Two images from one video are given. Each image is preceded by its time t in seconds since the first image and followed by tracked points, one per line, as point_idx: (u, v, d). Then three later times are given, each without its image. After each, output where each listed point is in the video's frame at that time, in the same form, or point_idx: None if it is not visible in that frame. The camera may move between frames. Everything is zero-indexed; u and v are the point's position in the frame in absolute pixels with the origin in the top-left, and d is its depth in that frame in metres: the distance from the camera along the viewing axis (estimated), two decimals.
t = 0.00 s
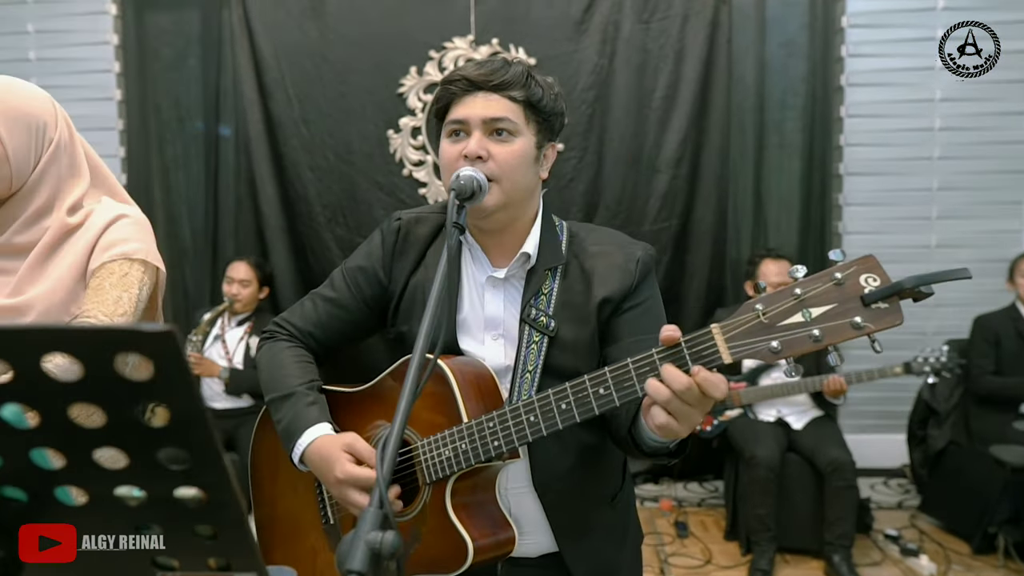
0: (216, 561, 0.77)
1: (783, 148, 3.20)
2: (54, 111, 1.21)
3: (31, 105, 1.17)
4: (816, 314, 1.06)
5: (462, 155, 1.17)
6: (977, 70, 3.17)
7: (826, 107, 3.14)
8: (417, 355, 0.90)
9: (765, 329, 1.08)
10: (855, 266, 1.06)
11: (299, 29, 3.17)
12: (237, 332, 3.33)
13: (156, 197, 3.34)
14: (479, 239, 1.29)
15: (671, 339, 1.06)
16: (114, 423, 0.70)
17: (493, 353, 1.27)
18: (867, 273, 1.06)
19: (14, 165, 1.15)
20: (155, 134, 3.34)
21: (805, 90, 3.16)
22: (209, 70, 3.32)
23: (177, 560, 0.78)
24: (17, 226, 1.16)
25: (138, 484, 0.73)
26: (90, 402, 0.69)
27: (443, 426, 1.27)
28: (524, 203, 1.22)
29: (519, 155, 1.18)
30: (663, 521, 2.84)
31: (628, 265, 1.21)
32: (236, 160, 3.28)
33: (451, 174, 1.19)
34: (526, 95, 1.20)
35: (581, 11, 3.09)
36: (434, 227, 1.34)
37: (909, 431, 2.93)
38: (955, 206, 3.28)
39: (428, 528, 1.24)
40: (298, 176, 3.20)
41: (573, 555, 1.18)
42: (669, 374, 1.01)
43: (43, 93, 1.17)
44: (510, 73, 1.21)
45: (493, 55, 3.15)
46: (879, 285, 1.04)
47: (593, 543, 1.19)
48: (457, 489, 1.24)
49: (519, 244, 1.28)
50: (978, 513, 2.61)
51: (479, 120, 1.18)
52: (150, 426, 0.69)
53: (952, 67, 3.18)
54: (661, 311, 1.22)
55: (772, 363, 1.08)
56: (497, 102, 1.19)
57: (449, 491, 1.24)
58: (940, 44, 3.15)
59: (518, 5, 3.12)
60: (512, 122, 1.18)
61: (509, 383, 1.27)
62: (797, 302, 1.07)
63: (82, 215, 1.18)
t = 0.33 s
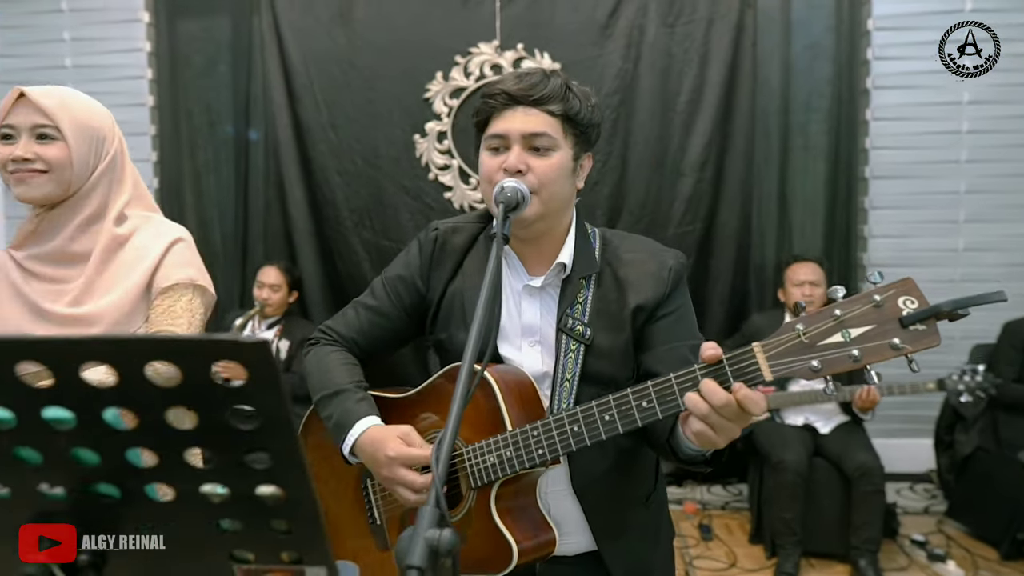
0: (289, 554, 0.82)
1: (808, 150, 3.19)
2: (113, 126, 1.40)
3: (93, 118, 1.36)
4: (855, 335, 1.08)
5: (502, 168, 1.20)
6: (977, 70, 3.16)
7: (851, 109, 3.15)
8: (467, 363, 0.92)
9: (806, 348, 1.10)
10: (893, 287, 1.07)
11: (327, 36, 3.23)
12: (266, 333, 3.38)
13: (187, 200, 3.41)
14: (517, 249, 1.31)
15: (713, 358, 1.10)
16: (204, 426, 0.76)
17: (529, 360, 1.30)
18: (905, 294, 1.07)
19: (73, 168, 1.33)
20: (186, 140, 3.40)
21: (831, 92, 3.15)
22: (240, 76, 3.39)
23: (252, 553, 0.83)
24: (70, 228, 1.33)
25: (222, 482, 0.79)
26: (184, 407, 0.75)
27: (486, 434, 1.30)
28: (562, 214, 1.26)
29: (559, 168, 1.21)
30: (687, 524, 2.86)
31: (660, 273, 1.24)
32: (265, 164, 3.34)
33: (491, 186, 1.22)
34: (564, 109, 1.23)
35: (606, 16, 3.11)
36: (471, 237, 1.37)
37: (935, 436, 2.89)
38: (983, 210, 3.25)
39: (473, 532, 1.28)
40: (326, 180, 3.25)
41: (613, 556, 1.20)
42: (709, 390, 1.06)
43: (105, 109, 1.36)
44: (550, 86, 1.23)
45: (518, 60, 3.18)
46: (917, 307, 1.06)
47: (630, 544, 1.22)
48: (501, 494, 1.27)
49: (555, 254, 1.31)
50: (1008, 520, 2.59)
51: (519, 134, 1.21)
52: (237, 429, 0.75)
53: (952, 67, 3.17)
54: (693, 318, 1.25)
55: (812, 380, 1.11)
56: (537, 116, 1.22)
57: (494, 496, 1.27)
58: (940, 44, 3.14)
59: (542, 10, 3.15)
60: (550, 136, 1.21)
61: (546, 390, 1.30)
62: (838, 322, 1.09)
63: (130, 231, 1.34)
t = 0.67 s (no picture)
0: (338, 540, 0.80)
1: (816, 153, 3.22)
2: (181, 141, 1.46)
3: (165, 133, 1.43)
4: (867, 347, 1.12)
5: (527, 174, 1.23)
6: (979, 69, 3.20)
7: (858, 112, 3.17)
8: (497, 366, 0.92)
9: (819, 359, 1.13)
10: (903, 302, 1.11)
11: (340, 39, 3.27)
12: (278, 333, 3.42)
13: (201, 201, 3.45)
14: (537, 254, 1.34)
15: (731, 367, 1.14)
16: (270, 417, 0.76)
17: (548, 361, 1.33)
18: (916, 309, 1.10)
19: (147, 180, 1.39)
20: (201, 142, 3.45)
21: (839, 94, 3.18)
22: (253, 79, 3.43)
23: (304, 538, 0.82)
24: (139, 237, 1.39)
25: (281, 470, 0.79)
26: (251, 399, 0.75)
27: (508, 434, 1.33)
28: (584, 221, 1.29)
29: (582, 176, 1.24)
30: (696, 522, 2.89)
31: (676, 279, 1.27)
32: (277, 166, 3.37)
33: (515, 192, 1.25)
34: (589, 118, 1.26)
35: (615, 19, 3.14)
36: (493, 242, 1.41)
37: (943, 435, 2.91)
38: (991, 212, 3.27)
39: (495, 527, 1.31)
40: (338, 182, 3.29)
41: (630, 548, 1.24)
42: (725, 396, 1.09)
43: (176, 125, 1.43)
44: (575, 95, 1.27)
45: (528, 63, 3.21)
46: (927, 322, 1.09)
47: (646, 539, 1.25)
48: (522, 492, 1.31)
49: (575, 259, 1.33)
50: (1015, 519, 2.62)
51: (544, 140, 1.24)
52: (299, 421, 0.75)
53: (954, 67, 3.19)
54: (707, 322, 1.28)
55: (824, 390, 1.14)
56: (563, 124, 1.25)
57: (516, 494, 1.30)
58: (938, 44, 3.16)
59: (552, 14, 3.18)
60: (574, 144, 1.25)
61: (566, 392, 1.34)
62: (850, 335, 1.13)
63: (190, 258, 1.39)
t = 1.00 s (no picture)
0: (373, 521, 0.81)
1: (813, 156, 3.24)
2: (228, 141, 1.49)
3: (212, 134, 1.46)
4: (868, 342, 1.17)
5: (542, 177, 1.27)
6: (978, 69, 3.24)
7: (856, 113, 3.22)
8: (515, 360, 0.94)
9: (823, 353, 1.18)
10: (903, 300, 1.16)
11: (344, 42, 3.30)
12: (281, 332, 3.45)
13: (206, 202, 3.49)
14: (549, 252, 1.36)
15: (739, 360, 1.18)
16: (316, 405, 0.76)
17: (556, 356, 1.37)
18: (914, 307, 1.16)
19: (194, 181, 1.42)
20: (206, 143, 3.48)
21: (839, 95, 3.22)
22: (257, 80, 3.46)
23: (340, 520, 0.82)
24: (187, 234, 1.43)
25: (321, 456, 0.78)
26: (301, 388, 0.75)
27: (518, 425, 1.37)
28: (596, 223, 1.32)
29: (596, 180, 1.28)
30: (696, 519, 2.93)
31: (683, 279, 1.31)
32: (283, 168, 3.41)
33: (529, 194, 1.29)
34: (603, 124, 1.30)
35: (617, 22, 3.18)
36: (507, 239, 1.45)
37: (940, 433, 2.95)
38: (986, 213, 3.31)
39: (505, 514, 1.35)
40: (342, 182, 3.32)
41: (633, 541, 1.27)
42: (734, 388, 1.13)
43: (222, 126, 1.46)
44: (591, 102, 1.30)
45: (531, 65, 3.24)
46: (926, 319, 1.14)
47: (649, 531, 1.29)
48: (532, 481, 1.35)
49: (586, 260, 1.37)
50: (1010, 516, 2.66)
51: (559, 145, 1.28)
52: (343, 409, 0.75)
53: (954, 67, 3.24)
54: (711, 321, 1.33)
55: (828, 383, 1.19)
56: (578, 130, 1.29)
57: (527, 483, 1.34)
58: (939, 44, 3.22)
59: (555, 16, 3.22)
60: (589, 149, 1.28)
61: (575, 386, 1.38)
62: (852, 331, 1.17)
63: (238, 247, 1.43)
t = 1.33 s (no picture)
0: (397, 505, 0.84)
1: (813, 156, 3.33)
2: (240, 133, 1.51)
3: (222, 126, 1.48)
4: (865, 337, 1.21)
5: (551, 176, 1.31)
6: (978, 70, 3.27)
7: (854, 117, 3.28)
8: (528, 355, 0.98)
9: (822, 348, 1.22)
10: (897, 297, 1.20)
11: (347, 43, 3.33)
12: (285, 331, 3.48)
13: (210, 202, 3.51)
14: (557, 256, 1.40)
15: (743, 354, 1.21)
16: (346, 394, 0.79)
17: (561, 351, 1.40)
18: (907, 304, 1.20)
19: (202, 172, 1.44)
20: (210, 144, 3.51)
21: (836, 97, 3.31)
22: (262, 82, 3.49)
23: (366, 504, 0.85)
24: (202, 225, 1.45)
25: (350, 442, 0.81)
26: (334, 378, 0.78)
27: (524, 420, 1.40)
28: (600, 224, 1.37)
29: (601, 179, 1.32)
30: (696, 515, 2.96)
31: (683, 281, 1.36)
32: (287, 168, 3.45)
33: (538, 194, 1.32)
34: (606, 127, 1.34)
35: (617, 24, 3.22)
36: (512, 239, 1.49)
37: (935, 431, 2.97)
38: (983, 213, 3.33)
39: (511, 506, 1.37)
40: (345, 182, 3.35)
41: (635, 531, 1.31)
42: (737, 380, 1.17)
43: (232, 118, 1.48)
44: (595, 106, 1.35)
45: (532, 67, 3.28)
46: (918, 316, 1.19)
47: (650, 521, 1.33)
48: (538, 473, 1.38)
49: (591, 259, 1.41)
50: (1005, 512, 2.70)
51: (567, 146, 1.32)
52: (371, 398, 0.78)
53: (955, 67, 3.27)
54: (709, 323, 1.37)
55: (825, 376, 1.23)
56: (583, 131, 1.33)
57: (534, 474, 1.37)
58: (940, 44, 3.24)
59: (557, 19, 3.26)
60: (595, 149, 1.32)
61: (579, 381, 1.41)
62: (849, 327, 1.21)
63: (252, 236, 1.45)
